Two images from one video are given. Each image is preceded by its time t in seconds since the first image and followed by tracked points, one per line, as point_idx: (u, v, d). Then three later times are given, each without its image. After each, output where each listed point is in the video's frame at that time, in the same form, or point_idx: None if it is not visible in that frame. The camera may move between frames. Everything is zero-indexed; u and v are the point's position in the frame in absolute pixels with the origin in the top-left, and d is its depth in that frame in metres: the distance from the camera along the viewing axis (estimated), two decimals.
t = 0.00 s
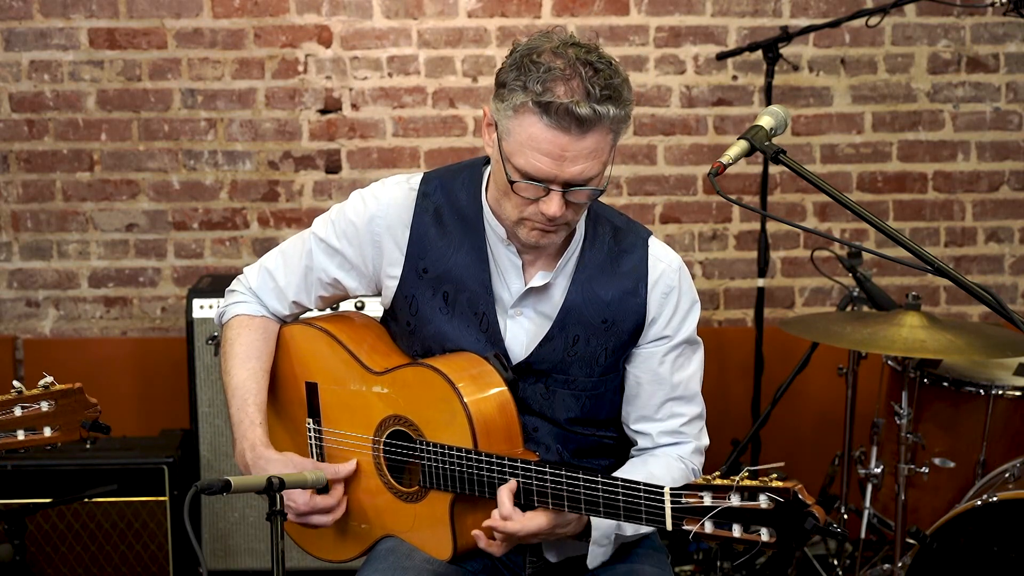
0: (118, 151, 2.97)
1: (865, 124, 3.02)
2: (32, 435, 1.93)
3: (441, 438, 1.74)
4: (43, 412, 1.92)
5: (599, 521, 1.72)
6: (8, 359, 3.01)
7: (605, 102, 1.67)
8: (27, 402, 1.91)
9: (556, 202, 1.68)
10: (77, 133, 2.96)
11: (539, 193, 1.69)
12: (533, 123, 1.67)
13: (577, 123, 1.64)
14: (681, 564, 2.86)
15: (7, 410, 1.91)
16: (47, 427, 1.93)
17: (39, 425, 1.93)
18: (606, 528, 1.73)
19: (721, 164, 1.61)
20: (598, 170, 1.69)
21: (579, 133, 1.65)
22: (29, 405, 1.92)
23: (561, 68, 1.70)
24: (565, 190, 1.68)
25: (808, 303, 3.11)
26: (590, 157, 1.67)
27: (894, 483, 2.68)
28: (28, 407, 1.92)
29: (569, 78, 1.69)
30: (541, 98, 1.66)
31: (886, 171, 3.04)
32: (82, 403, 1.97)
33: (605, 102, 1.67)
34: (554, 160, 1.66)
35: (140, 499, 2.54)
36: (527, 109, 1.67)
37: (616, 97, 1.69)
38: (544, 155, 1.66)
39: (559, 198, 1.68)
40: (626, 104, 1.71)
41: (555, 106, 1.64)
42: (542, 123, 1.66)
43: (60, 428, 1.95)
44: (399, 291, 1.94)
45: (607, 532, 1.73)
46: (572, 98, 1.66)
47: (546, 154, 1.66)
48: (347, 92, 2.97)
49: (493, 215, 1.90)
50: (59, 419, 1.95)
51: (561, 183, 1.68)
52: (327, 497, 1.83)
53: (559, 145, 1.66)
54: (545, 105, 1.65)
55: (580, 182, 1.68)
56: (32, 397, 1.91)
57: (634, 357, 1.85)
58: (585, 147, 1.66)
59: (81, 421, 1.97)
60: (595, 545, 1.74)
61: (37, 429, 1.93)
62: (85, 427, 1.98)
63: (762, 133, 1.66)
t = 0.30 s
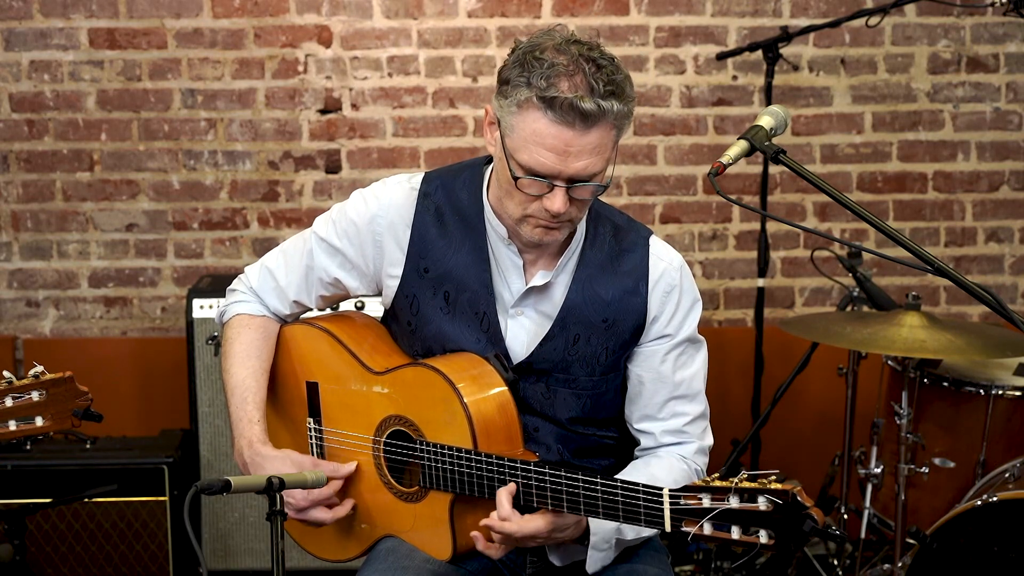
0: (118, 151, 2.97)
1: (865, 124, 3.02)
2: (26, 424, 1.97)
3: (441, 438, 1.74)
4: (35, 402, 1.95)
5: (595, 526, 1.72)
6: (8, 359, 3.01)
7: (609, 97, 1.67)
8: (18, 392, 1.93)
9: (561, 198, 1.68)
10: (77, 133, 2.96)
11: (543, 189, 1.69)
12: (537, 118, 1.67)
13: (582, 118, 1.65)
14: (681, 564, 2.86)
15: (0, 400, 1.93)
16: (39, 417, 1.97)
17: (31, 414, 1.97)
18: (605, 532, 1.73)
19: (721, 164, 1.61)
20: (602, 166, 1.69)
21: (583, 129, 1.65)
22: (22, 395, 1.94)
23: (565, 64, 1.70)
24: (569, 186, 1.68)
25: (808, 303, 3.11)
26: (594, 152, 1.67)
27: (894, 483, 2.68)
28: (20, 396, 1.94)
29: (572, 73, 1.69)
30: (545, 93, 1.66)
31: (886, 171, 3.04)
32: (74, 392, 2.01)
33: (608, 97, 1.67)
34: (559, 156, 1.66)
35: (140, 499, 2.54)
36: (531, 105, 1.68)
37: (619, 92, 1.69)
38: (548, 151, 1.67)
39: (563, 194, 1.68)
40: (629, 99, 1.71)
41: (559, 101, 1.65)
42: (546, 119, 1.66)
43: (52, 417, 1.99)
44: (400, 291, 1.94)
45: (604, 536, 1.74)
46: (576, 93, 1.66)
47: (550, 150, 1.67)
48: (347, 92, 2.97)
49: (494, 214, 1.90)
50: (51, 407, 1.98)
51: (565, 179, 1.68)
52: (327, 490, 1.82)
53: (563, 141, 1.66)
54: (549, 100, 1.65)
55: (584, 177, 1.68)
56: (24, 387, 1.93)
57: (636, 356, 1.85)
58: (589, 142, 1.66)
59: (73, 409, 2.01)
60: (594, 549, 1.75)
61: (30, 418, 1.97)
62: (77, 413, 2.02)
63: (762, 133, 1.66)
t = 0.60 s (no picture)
0: (118, 151, 2.97)
1: (865, 124, 3.02)
2: (19, 408, 1.88)
3: (442, 438, 1.74)
4: (29, 383, 1.89)
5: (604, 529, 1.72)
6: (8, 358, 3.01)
7: (613, 90, 1.68)
8: (10, 374, 1.87)
9: (565, 192, 1.68)
10: (77, 133, 2.96)
11: (547, 183, 1.69)
12: (542, 112, 1.68)
13: (587, 110, 1.65)
14: (681, 563, 2.86)
15: None
16: (33, 399, 1.90)
17: (23, 398, 1.89)
18: (613, 535, 1.73)
19: (721, 165, 1.61)
20: (606, 160, 1.69)
21: (589, 121, 1.66)
22: (14, 376, 1.87)
23: (569, 58, 1.71)
24: (573, 180, 1.68)
25: (808, 303, 3.11)
26: (598, 146, 1.67)
27: (894, 483, 2.68)
28: (13, 378, 1.88)
29: (577, 67, 1.70)
30: (550, 86, 1.67)
31: (886, 171, 3.04)
32: (66, 372, 1.95)
33: (613, 91, 1.68)
34: (563, 149, 1.67)
35: (140, 499, 2.54)
36: (536, 98, 1.68)
37: (623, 86, 1.70)
38: (553, 144, 1.67)
39: (567, 188, 1.68)
40: (632, 94, 1.73)
41: (565, 93, 1.65)
42: (551, 111, 1.67)
43: (46, 399, 1.92)
44: (401, 291, 1.94)
45: (611, 540, 1.73)
46: (581, 86, 1.67)
47: (555, 143, 1.67)
48: (347, 92, 2.97)
49: (494, 214, 1.90)
50: (43, 389, 1.91)
51: (570, 172, 1.68)
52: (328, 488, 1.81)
53: (568, 134, 1.66)
54: (554, 93, 1.66)
55: (588, 171, 1.68)
56: (15, 368, 1.87)
57: (637, 355, 1.85)
58: (594, 135, 1.67)
59: (67, 390, 1.95)
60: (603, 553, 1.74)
61: (24, 400, 1.89)
62: (70, 397, 1.95)
63: (762, 133, 1.66)
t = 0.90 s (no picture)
0: (118, 151, 2.97)
1: (865, 124, 3.02)
2: (22, 415, 1.93)
3: (442, 438, 1.74)
4: (32, 391, 1.93)
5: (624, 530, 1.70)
6: (8, 359, 3.01)
7: (618, 79, 1.69)
8: (13, 381, 1.91)
9: (571, 180, 1.68)
10: (77, 133, 2.96)
11: (554, 172, 1.69)
12: (549, 99, 1.68)
13: (594, 97, 1.66)
14: (681, 564, 2.86)
15: None
16: (36, 405, 1.94)
17: (27, 405, 1.93)
18: (634, 536, 1.71)
19: (721, 164, 1.61)
20: (612, 149, 1.70)
21: (596, 108, 1.66)
22: (17, 383, 1.91)
23: (574, 48, 1.72)
24: (580, 168, 1.68)
25: (808, 303, 3.11)
26: (605, 134, 1.68)
27: (894, 483, 2.68)
28: (16, 386, 1.92)
29: (582, 57, 1.71)
30: (557, 73, 1.68)
31: (886, 171, 3.04)
32: (70, 379, 1.98)
33: (618, 80, 1.70)
34: (571, 135, 1.67)
35: (140, 499, 2.54)
36: (543, 86, 1.68)
37: (627, 76, 1.72)
38: (561, 131, 1.67)
39: (574, 176, 1.68)
40: (636, 86, 1.74)
41: (572, 80, 1.66)
42: (558, 99, 1.67)
43: (49, 405, 1.96)
44: (402, 290, 1.94)
45: (631, 542, 1.71)
46: (587, 74, 1.68)
47: (562, 130, 1.67)
48: (347, 92, 2.97)
49: (495, 213, 1.90)
50: (46, 397, 1.95)
51: (576, 161, 1.68)
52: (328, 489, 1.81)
53: (576, 121, 1.66)
54: (561, 80, 1.67)
55: (594, 160, 1.68)
56: (19, 375, 1.91)
57: (638, 356, 1.85)
58: (601, 123, 1.67)
59: (70, 397, 1.98)
60: (624, 554, 1.73)
61: (26, 408, 1.93)
62: (74, 404, 1.99)
63: (762, 133, 1.66)
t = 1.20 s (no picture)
0: (118, 151, 2.97)
1: (865, 124, 3.02)
2: (23, 422, 1.93)
3: (445, 438, 1.74)
4: (34, 398, 1.93)
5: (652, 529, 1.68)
6: (8, 359, 3.01)
7: (621, 75, 1.70)
8: (16, 388, 1.92)
9: (574, 176, 1.67)
10: (77, 133, 2.96)
11: (556, 167, 1.69)
12: (552, 94, 1.68)
13: (598, 92, 1.66)
14: (681, 564, 2.85)
15: None
16: (38, 413, 1.94)
17: (29, 412, 1.94)
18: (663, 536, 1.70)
19: (721, 164, 1.61)
20: (614, 145, 1.70)
21: (598, 104, 1.67)
22: (19, 390, 1.92)
23: (577, 44, 1.72)
24: (582, 164, 1.68)
25: (808, 303, 3.11)
26: (608, 130, 1.68)
27: (894, 483, 2.68)
28: (19, 392, 1.93)
29: (585, 53, 1.71)
30: (561, 68, 1.68)
31: (886, 171, 3.04)
32: (72, 387, 1.98)
33: (621, 76, 1.70)
34: (574, 130, 1.67)
35: (140, 499, 2.54)
36: (546, 81, 1.69)
37: (630, 73, 1.72)
38: (564, 126, 1.67)
39: (576, 171, 1.67)
40: (638, 83, 1.74)
41: (576, 75, 1.66)
42: (561, 94, 1.67)
43: (51, 413, 1.96)
44: (404, 289, 1.94)
45: (659, 541, 1.70)
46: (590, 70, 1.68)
47: (565, 125, 1.67)
48: (347, 92, 2.97)
49: (497, 212, 1.90)
50: (48, 405, 1.95)
51: (579, 156, 1.68)
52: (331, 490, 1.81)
53: (578, 116, 1.66)
54: (564, 75, 1.67)
55: (597, 155, 1.68)
56: (22, 382, 1.92)
57: (639, 356, 1.85)
58: (604, 118, 1.67)
59: (72, 405, 1.98)
60: (652, 553, 1.72)
61: (28, 414, 1.94)
62: (76, 412, 1.99)
63: (762, 133, 1.66)
